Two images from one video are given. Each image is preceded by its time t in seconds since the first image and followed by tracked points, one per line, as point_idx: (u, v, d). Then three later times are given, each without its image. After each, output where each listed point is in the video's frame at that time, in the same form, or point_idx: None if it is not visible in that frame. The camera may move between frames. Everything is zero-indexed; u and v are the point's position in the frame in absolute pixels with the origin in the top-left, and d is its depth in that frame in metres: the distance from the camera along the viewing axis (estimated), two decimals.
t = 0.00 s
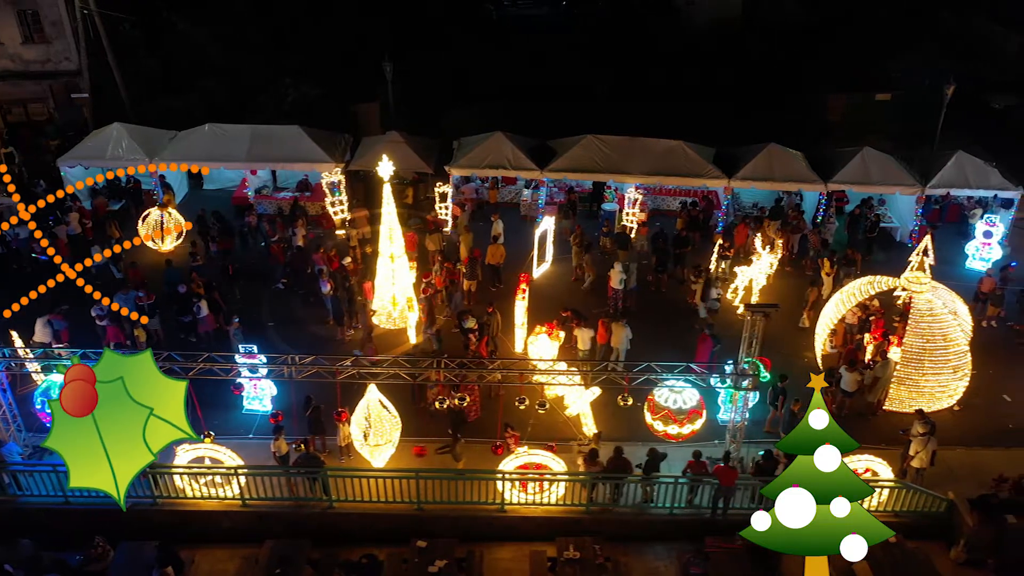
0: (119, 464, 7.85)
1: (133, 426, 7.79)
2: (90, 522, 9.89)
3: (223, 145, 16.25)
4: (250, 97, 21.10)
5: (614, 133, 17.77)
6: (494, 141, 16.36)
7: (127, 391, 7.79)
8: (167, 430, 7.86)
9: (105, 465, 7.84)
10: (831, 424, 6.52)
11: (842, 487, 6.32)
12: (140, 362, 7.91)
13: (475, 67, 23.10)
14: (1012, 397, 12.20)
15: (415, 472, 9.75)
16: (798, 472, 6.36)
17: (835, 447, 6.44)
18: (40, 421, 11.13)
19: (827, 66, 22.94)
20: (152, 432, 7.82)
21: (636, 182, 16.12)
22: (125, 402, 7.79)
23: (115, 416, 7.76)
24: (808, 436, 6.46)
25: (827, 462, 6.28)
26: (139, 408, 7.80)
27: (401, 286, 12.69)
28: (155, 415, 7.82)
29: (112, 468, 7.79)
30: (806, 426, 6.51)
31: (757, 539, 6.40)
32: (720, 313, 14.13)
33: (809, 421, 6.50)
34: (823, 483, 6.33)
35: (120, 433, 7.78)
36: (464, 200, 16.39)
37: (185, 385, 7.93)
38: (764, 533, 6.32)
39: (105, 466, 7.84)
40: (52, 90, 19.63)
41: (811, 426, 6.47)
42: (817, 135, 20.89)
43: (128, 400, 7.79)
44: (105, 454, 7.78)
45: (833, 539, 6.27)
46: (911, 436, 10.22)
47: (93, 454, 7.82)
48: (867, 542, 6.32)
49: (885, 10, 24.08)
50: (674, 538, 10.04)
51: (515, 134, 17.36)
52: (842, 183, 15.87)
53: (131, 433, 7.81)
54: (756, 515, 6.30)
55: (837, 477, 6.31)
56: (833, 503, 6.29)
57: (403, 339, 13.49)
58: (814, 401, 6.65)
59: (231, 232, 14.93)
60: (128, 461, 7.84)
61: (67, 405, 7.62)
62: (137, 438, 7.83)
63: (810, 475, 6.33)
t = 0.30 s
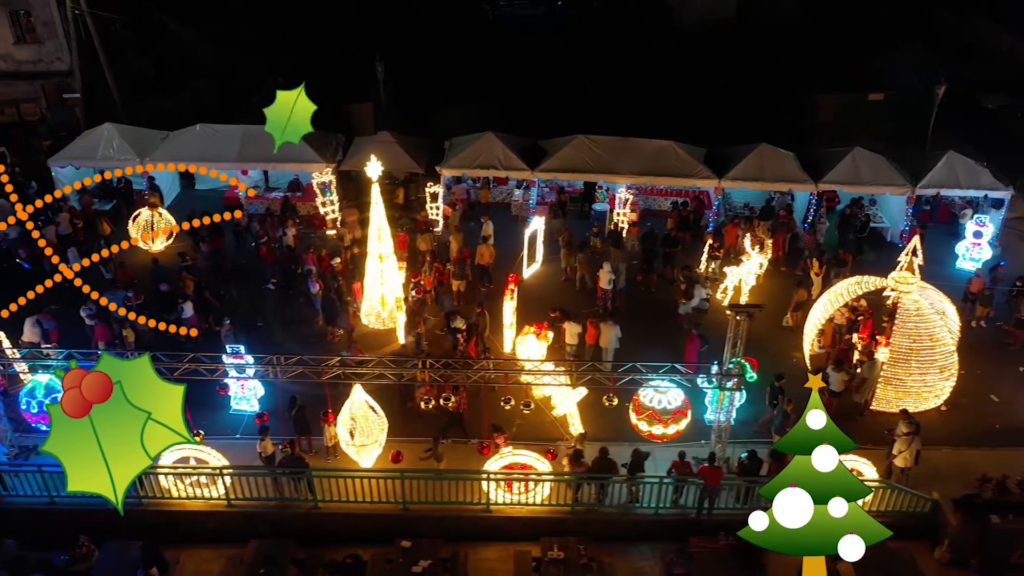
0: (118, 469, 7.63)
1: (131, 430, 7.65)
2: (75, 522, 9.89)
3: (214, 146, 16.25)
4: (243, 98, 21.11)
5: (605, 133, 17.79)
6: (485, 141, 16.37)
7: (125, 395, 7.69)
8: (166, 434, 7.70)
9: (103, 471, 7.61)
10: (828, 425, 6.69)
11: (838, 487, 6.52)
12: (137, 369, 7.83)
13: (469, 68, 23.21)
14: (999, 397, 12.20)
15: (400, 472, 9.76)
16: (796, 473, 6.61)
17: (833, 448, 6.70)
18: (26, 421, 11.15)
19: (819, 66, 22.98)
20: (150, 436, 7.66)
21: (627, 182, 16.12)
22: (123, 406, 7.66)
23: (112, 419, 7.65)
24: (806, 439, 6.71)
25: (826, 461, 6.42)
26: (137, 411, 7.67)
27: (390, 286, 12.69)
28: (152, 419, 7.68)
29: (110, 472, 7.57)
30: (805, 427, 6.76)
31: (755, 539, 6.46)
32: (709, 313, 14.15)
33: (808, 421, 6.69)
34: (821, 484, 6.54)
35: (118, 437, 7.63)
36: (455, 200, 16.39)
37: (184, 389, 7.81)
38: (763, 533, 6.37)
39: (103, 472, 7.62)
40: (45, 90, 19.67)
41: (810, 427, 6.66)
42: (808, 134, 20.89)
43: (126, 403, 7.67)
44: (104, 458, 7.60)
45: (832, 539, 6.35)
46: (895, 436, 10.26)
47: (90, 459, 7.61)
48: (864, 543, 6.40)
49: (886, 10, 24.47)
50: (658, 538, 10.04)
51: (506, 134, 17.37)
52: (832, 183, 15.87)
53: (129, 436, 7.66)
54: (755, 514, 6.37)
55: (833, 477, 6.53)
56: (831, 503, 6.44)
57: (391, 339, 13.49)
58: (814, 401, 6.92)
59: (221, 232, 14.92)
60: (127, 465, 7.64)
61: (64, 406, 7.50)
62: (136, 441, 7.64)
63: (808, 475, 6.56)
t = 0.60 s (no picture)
0: (109, 469, 7.58)
1: (122, 431, 7.54)
2: (58, 523, 9.90)
3: (204, 146, 16.26)
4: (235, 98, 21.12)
5: (596, 134, 17.82)
6: (474, 141, 16.37)
7: (117, 395, 7.56)
8: (157, 435, 7.60)
9: (94, 471, 7.56)
10: (820, 425, 6.54)
11: (831, 487, 6.26)
12: (128, 369, 7.69)
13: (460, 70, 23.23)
14: (984, 397, 12.21)
15: (382, 472, 9.77)
16: (788, 472, 6.30)
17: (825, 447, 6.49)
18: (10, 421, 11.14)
19: (811, 66, 23.00)
20: (141, 437, 7.56)
21: (616, 182, 16.12)
22: (114, 406, 7.55)
23: (104, 420, 7.53)
24: (796, 437, 6.50)
25: (816, 460, 6.26)
26: (129, 412, 7.55)
27: (377, 286, 12.70)
28: (144, 420, 7.57)
29: (101, 473, 7.51)
30: (795, 426, 6.56)
31: (746, 539, 6.31)
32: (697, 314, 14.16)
33: (799, 422, 6.54)
34: (814, 483, 6.29)
35: (109, 438, 7.53)
36: (445, 200, 16.39)
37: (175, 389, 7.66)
38: (754, 533, 6.22)
39: (94, 472, 7.55)
40: (36, 90, 19.38)
41: (800, 427, 6.52)
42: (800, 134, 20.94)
43: (117, 403, 7.56)
44: (95, 459, 7.52)
45: (823, 539, 6.22)
46: (879, 435, 10.29)
47: (80, 460, 7.54)
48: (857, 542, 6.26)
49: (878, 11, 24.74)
50: (641, 538, 10.05)
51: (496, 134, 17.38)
52: (821, 183, 15.86)
53: (120, 437, 7.55)
54: (745, 514, 6.17)
55: (826, 477, 6.26)
56: (823, 502, 6.25)
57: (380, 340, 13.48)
58: (806, 400, 6.74)
59: (211, 232, 14.93)
60: (118, 465, 7.56)
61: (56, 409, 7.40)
62: (126, 441, 7.54)
63: (801, 475, 6.28)
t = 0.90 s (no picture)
0: (97, 467, 7.54)
1: (110, 430, 7.49)
2: (45, 523, 9.90)
3: (196, 147, 16.26)
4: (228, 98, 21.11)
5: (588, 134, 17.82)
6: (466, 141, 16.35)
7: (105, 395, 7.50)
8: (145, 435, 7.58)
9: (81, 469, 7.51)
10: (808, 424, 6.46)
11: (820, 487, 6.12)
12: (115, 369, 7.64)
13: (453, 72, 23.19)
14: (973, 397, 12.21)
15: (369, 472, 9.78)
16: (777, 472, 6.18)
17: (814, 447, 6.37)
18: None
19: (804, 67, 23.00)
20: (129, 437, 7.52)
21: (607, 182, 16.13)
22: (102, 405, 7.49)
23: (92, 419, 7.45)
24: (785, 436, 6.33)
25: (805, 459, 6.12)
26: (117, 411, 7.51)
27: (367, 286, 12.68)
28: (132, 419, 7.54)
29: (89, 471, 7.47)
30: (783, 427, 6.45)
31: (734, 540, 6.13)
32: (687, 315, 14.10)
33: (787, 421, 6.46)
34: (803, 483, 6.15)
35: (97, 437, 7.47)
36: (437, 200, 16.38)
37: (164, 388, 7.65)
38: (742, 533, 6.06)
39: (82, 470, 7.51)
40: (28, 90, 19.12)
41: (788, 427, 6.44)
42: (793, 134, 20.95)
43: (105, 403, 7.50)
44: (83, 458, 7.47)
45: (812, 540, 6.05)
46: (866, 436, 10.31)
47: (68, 458, 7.49)
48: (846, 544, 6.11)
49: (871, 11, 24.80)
50: (628, 538, 10.05)
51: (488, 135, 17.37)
52: (812, 183, 15.86)
53: (108, 436, 7.51)
54: (734, 514, 6.00)
55: (815, 476, 6.13)
56: (811, 502, 6.10)
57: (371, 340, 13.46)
58: (794, 400, 6.63)
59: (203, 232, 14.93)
60: (105, 464, 7.53)
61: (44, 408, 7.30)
62: (115, 439, 7.50)
63: (790, 475, 6.15)
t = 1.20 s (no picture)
0: (78, 468, 7.54)
1: (90, 432, 7.47)
2: (26, 524, 9.91)
3: (185, 147, 16.27)
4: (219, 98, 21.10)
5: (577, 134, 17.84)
6: (455, 142, 16.35)
7: (85, 396, 7.45)
8: (127, 437, 7.55)
9: (62, 470, 7.52)
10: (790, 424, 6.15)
11: (802, 486, 5.93)
12: (96, 370, 7.57)
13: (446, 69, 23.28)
14: (958, 397, 12.21)
15: (352, 473, 9.78)
16: (759, 471, 5.98)
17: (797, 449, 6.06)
18: None
19: (796, 67, 23.03)
20: (110, 439, 7.51)
21: (596, 182, 16.14)
22: (82, 407, 7.45)
23: (72, 420, 7.44)
24: (767, 436, 6.07)
25: (787, 460, 5.90)
26: (96, 412, 7.47)
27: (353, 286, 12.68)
28: (112, 421, 7.50)
29: (69, 473, 7.48)
30: (764, 428, 6.12)
31: (715, 539, 5.96)
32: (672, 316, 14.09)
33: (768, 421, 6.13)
34: (785, 483, 5.94)
35: (77, 439, 7.46)
36: (426, 200, 16.40)
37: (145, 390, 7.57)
38: (723, 533, 5.89)
39: (62, 471, 7.52)
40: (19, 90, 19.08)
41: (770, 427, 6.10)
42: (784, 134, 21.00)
43: (85, 404, 7.46)
44: (63, 460, 7.47)
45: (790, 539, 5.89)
46: (849, 436, 10.32)
47: (48, 460, 7.50)
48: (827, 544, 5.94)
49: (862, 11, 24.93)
50: (611, 538, 10.06)
51: (478, 135, 17.37)
52: (801, 184, 15.87)
53: (89, 438, 7.49)
54: (716, 514, 5.83)
55: (797, 476, 5.92)
56: (793, 502, 5.89)
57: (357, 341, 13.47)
58: (776, 400, 6.32)
59: (191, 232, 14.93)
60: (86, 467, 7.54)
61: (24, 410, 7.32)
62: (95, 442, 7.49)
63: (771, 475, 5.93)
